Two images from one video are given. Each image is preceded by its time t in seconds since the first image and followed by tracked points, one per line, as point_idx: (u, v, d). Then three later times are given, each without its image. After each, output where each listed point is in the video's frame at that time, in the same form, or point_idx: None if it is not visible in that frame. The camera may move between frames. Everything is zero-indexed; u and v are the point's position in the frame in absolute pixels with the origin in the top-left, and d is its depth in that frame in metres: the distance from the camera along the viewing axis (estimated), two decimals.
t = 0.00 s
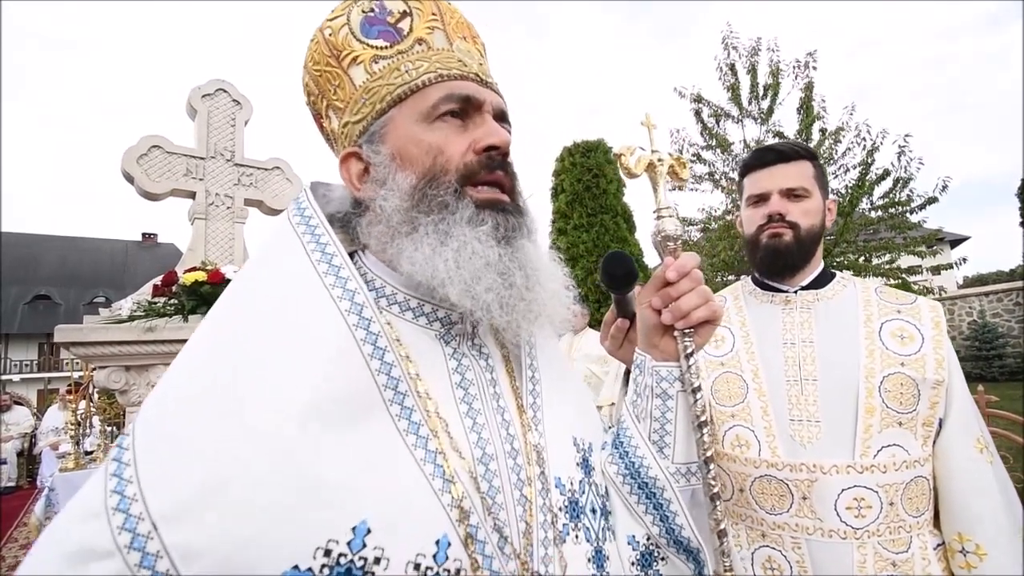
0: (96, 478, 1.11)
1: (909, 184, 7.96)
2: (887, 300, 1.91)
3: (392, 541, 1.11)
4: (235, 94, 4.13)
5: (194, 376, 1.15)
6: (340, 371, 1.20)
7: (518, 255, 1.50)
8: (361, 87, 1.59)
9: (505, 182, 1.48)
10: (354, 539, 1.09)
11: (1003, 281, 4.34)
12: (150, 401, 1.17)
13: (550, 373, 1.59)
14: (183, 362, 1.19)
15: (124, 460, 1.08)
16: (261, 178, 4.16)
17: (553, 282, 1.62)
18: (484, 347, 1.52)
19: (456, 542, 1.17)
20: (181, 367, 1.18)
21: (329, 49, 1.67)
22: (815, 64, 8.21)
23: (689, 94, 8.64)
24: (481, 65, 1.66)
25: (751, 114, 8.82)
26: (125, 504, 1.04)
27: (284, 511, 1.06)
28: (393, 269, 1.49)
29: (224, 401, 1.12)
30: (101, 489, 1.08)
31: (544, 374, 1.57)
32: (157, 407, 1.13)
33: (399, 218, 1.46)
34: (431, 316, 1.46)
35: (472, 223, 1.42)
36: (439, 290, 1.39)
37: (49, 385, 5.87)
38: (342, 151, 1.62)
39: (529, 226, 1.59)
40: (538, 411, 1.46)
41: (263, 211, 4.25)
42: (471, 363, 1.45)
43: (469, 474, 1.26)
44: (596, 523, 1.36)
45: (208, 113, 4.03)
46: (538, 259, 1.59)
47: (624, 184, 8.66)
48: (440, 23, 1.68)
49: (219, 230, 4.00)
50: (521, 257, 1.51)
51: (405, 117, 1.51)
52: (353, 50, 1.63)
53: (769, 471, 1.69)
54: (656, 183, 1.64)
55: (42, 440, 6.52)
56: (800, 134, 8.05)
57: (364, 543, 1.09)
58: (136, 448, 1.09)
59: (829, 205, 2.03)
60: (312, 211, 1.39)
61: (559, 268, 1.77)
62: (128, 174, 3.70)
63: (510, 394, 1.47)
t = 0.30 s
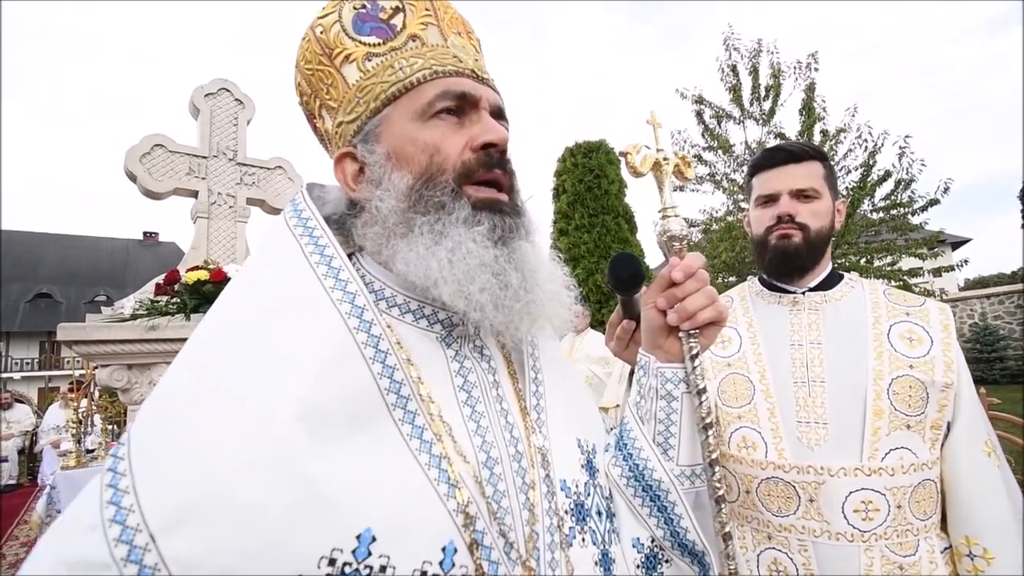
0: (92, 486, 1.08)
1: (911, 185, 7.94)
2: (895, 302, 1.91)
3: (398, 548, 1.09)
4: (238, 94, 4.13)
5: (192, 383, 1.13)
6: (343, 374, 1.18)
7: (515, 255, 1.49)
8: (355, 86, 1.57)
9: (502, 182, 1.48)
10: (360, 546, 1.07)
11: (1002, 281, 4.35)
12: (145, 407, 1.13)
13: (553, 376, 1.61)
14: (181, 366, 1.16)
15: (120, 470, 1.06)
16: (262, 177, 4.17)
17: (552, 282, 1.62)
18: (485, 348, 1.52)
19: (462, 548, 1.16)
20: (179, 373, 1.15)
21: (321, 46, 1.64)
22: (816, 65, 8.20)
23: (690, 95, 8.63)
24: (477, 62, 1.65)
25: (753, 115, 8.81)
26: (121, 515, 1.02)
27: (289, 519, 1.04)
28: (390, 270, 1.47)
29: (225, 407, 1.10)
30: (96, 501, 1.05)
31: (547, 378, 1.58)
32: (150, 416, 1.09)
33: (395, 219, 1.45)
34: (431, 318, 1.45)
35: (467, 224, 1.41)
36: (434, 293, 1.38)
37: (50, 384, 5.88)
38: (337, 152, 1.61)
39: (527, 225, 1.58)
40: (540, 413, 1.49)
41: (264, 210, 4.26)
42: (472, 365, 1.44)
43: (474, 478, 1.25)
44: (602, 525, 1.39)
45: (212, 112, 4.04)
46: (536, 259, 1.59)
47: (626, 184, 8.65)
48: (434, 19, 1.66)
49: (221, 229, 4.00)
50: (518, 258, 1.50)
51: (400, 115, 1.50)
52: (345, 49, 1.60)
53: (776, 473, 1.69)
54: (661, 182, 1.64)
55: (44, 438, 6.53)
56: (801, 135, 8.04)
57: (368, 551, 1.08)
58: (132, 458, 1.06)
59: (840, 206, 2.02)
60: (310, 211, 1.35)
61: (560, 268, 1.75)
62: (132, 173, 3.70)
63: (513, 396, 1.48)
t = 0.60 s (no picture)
0: (143, 482, 1.11)
1: (911, 186, 7.93)
2: (899, 302, 1.90)
3: (434, 530, 1.12)
4: (238, 94, 4.13)
5: (232, 380, 1.17)
6: (374, 371, 1.21)
7: (536, 250, 1.51)
8: (375, 99, 1.60)
9: (518, 182, 1.50)
10: (397, 528, 1.09)
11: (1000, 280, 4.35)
12: (187, 408, 1.17)
13: (572, 374, 1.61)
14: (218, 368, 1.20)
15: (170, 462, 1.09)
16: (263, 177, 4.16)
17: (569, 278, 1.63)
18: (505, 343, 1.52)
19: (494, 530, 1.18)
20: (218, 372, 1.19)
21: (343, 64, 1.69)
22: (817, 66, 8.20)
23: (690, 95, 8.62)
24: (492, 74, 1.66)
25: (753, 115, 8.82)
26: (174, 504, 1.05)
27: (327, 507, 1.07)
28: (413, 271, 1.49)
29: (265, 400, 1.14)
30: (148, 494, 1.08)
31: (565, 371, 1.59)
32: (193, 413, 1.14)
33: (418, 220, 1.46)
34: (454, 315, 1.46)
35: (489, 220, 1.41)
36: (460, 287, 1.39)
37: (50, 384, 5.87)
38: (359, 160, 1.62)
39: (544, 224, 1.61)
40: (561, 405, 1.49)
41: (265, 210, 4.26)
42: (496, 360, 1.45)
43: (501, 464, 1.27)
44: (624, 514, 1.42)
45: (212, 112, 4.03)
46: (556, 254, 1.61)
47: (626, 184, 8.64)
48: (450, 36, 1.69)
49: (222, 229, 4.00)
50: (539, 253, 1.52)
51: (420, 124, 1.51)
52: (366, 64, 1.64)
53: (777, 474, 1.69)
54: (678, 182, 1.63)
55: (44, 438, 6.53)
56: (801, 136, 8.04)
57: (407, 532, 1.10)
58: (180, 452, 1.10)
59: (842, 207, 2.01)
60: (335, 218, 1.42)
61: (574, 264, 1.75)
62: (132, 173, 3.70)
63: (533, 388, 1.47)
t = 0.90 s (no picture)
0: (187, 475, 1.16)
1: (911, 184, 7.92)
2: (901, 301, 1.89)
3: (466, 517, 1.16)
4: (236, 93, 4.11)
5: (270, 377, 1.21)
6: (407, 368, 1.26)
7: (556, 252, 1.54)
8: (401, 107, 1.62)
9: (538, 189, 1.56)
10: (432, 516, 1.13)
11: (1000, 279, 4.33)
12: (224, 406, 1.22)
13: (589, 372, 1.65)
14: (257, 363, 1.25)
15: (213, 457, 1.14)
16: (261, 177, 4.15)
17: (588, 278, 1.66)
18: (524, 340, 1.59)
19: (522, 519, 1.22)
20: (256, 369, 1.24)
21: (369, 74, 1.70)
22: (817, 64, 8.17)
23: (690, 94, 8.59)
24: (512, 86, 1.70)
25: (753, 114, 8.79)
26: (219, 495, 1.10)
27: (364, 499, 1.11)
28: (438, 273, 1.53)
29: (300, 396, 1.18)
30: (193, 487, 1.13)
31: (582, 368, 1.64)
32: (235, 411, 1.18)
33: (444, 222, 1.48)
34: (476, 314, 1.51)
35: (510, 224, 1.45)
36: (483, 286, 1.42)
37: (49, 386, 5.85)
38: (384, 166, 1.64)
39: (561, 228, 1.65)
40: (580, 400, 1.54)
41: (264, 210, 4.24)
42: (517, 357, 1.50)
43: (527, 456, 1.32)
44: (642, 507, 1.48)
45: (210, 112, 4.01)
46: (575, 256, 1.63)
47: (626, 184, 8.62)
48: (473, 48, 1.71)
49: (221, 228, 3.98)
50: (559, 254, 1.55)
51: (445, 130, 1.54)
52: (392, 74, 1.66)
53: (778, 472, 1.68)
54: (691, 187, 1.64)
55: (44, 439, 6.51)
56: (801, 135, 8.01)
57: (441, 520, 1.14)
58: (222, 445, 1.15)
59: (846, 205, 2.00)
60: (361, 223, 1.46)
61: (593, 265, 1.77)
62: (130, 173, 3.68)
63: (553, 385, 1.54)
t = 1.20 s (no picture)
0: (216, 466, 1.18)
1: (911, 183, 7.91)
2: (901, 300, 1.88)
3: (481, 512, 1.17)
4: (235, 93, 4.11)
5: (287, 376, 1.22)
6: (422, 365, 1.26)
7: (575, 266, 1.54)
8: (430, 109, 1.62)
9: (560, 203, 1.56)
10: (450, 511, 1.14)
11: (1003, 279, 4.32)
12: (248, 401, 1.23)
13: (599, 377, 1.65)
14: (278, 363, 1.25)
15: (240, 450, 1.15)
16: (261, 177, 4.14)
17: (605, 292, 1.65)
18: (536, 342, 1.57)
19: (535, 515, 1.23)
20: (274, 369, 1.24)
21: (401, 71, 1.69)
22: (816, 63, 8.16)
23: (690, 94, 8.58)
24: (541, 94, 1.69)
25: (753, 114, 8.79)
26: (248, 487, 1.11)
27: (379, 496, 1.11)
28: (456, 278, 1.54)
29: (308, 396, 1.19)
30: (222, 479, 1.14)
31: (593, 377, 1.63)
32: (260, 410, 1.19)
33: (466, 231, 1.49)
34: (490, 316, 1.51)
35: (532, 238, 1.45)
36: (501, 297, 1.43)
37: (49, 386, 5.85)
38: (409, 166, 1.64)
39: (580, 240, 1.64)
40: (589, 402, 1.55)
41: (263, 210, 4.23)
42: (530, 359, 1.50)
43: (539, 456, 1.32)
44: (647, 506, 1.47)
45: (209, 112, 4.01)
46: (593, 269, 1.63)
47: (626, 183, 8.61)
48: (505, 53, 1.70)
49: (220, 228, 3.98)
50: (578, 270, 1.55)
51: (472, 137, 1.54)
52: (423, 74, 1.65)
53: (779, 471, 1.68)
54: (697, 191, 1.64)
55: (44, 439, 6.51)
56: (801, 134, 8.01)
57: (458, 515, 1.15)
58: (250, 442, 1.15)
59: (847, 204, 2.00)
60: (382, 225, 1.45)
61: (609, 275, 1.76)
62: (129, 173, 3.66)
63: (563, 387, 1.53)
